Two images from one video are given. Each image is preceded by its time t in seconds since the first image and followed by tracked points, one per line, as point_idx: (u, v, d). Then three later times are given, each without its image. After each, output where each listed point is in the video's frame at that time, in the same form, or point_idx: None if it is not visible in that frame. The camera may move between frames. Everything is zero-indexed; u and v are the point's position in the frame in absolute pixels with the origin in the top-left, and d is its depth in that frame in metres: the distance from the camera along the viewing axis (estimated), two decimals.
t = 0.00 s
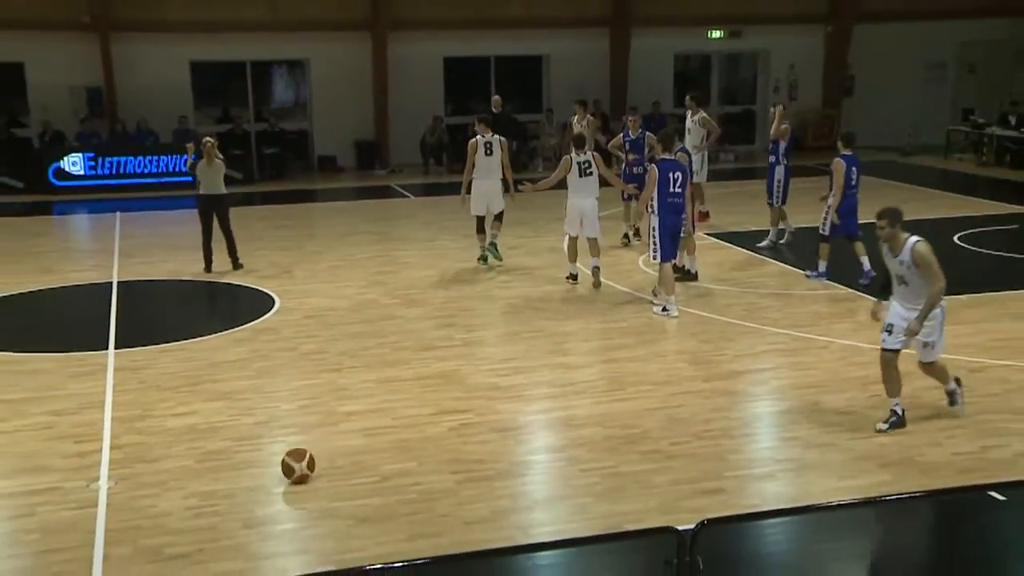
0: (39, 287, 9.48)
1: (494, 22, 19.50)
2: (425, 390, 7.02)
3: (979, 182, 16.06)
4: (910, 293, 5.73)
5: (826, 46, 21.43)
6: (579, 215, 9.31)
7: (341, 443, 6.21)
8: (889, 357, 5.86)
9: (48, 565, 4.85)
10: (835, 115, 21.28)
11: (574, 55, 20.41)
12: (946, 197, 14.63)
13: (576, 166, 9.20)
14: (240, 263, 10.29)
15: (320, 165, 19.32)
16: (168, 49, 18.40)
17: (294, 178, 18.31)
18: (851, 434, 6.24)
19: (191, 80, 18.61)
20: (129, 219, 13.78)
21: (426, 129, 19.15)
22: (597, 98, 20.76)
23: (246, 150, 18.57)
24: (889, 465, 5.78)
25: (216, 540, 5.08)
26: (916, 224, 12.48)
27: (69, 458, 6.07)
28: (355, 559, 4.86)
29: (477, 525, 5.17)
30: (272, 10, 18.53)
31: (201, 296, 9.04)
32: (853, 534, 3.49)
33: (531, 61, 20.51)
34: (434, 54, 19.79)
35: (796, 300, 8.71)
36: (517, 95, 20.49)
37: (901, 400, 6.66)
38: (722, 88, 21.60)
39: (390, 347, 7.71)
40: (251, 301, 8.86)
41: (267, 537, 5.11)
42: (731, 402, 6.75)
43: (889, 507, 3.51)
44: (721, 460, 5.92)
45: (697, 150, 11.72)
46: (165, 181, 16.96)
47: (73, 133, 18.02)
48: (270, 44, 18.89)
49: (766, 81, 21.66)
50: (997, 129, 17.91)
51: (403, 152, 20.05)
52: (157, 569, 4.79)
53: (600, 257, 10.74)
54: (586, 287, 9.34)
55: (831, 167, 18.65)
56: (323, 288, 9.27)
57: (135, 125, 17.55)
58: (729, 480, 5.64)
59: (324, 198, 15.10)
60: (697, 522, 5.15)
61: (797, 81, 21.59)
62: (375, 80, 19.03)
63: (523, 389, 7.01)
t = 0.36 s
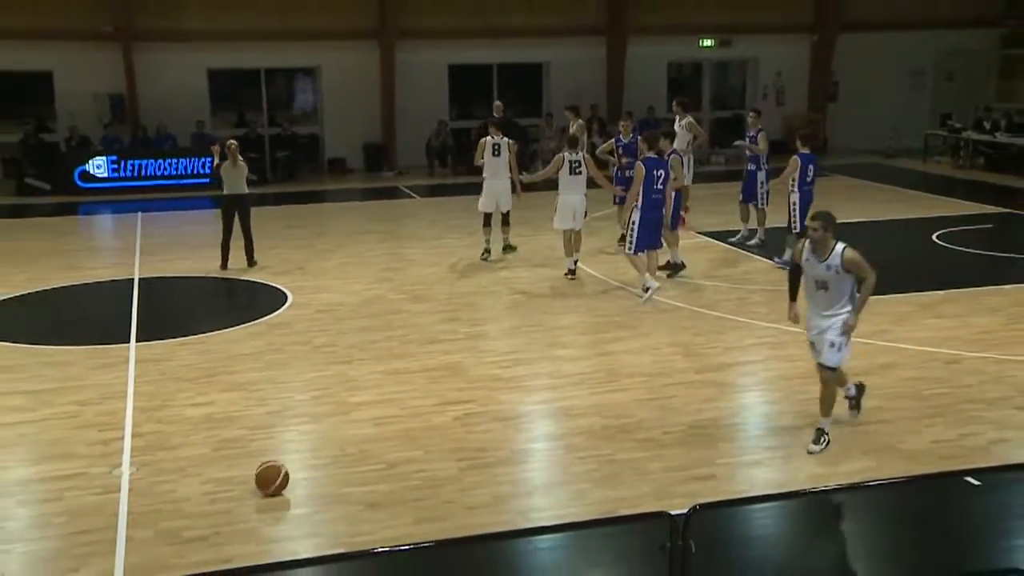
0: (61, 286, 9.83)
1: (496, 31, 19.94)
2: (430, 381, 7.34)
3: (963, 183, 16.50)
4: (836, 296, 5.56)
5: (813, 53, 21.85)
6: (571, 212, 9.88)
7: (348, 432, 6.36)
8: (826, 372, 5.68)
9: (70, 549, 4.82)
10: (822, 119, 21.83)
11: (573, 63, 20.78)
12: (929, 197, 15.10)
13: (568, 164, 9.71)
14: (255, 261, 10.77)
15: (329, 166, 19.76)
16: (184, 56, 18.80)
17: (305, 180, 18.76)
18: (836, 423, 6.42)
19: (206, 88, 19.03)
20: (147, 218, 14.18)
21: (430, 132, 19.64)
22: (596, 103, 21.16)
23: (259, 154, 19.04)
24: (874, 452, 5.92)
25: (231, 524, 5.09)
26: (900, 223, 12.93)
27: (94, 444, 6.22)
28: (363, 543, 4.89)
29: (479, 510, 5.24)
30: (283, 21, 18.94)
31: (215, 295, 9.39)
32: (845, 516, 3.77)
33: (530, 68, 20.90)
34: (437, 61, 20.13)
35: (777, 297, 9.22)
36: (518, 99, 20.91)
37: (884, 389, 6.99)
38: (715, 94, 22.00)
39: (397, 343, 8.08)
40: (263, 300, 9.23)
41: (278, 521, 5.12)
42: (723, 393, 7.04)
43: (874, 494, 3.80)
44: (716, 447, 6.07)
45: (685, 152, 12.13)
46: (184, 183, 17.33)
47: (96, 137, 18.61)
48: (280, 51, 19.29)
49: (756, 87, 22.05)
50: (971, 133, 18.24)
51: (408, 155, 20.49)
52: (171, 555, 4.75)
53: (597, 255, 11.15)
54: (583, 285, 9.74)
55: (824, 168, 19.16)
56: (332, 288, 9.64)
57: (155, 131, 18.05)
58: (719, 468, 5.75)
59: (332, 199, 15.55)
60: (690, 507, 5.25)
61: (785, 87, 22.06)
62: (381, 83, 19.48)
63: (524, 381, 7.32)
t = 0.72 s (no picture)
0: (62, 284, 9.84)
1: (494, 31, 19.97)
2: (429, 379, 7.33)
3: (961, 182, 16.49)
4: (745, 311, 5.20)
5: (812, 51, 21.86)
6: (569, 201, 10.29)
7: (348, 431, 6.35)
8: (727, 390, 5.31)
9: (71, 547, 4.83)
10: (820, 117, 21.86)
11: (573, 61, 20.79)
12: (929, 196, 15.10)
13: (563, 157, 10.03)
14: (255, 259, 10.79)
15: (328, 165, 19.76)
16: (183, 55, 18.80)
17: (305, 179, 18.73)
18: (836, 422, 6.39)
19: (205, 86, 19.02)
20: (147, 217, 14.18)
21: (430, 131, 19.62)
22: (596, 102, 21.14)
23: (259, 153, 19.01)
24: (873, 450, 5.91)
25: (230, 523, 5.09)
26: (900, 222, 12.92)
27: (93, 442, 6.21)
28: (364, 541, 4.89)
29: (479, 509, 5.24)
30: (285, 20, 18.98)
31: (215, 294, 9.39)
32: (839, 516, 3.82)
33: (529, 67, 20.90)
34: (437, 60, 20.12)
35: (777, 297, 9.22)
36: (517, 98, 20.90)
37: (884, 388, 6.98)
38: (714, 94, 21.99)
39: (396, 342, 8.07)
40: (263, 299, 9.23)
41: (277, 520, 5.11)
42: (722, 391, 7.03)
43: (870, 491, 3.87)
44: (715, 446, 6.07)
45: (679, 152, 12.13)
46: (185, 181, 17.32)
47: (96, 136, 18.61)
48: (281, 50, 19.28)
49: (755, 85, 22.04)
50: (970, 131, 18.23)
51: (407, 154, 20.46)
52: (167, 553, 4.75)
53: (597, 254, 11.15)
54: (582, 284, 9.73)
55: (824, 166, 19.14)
56: (332, 287, 9.63)
57: (156, 130, 18.07)
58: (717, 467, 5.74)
59: (331, 198, 15.54)
60: (688, 506, 5.23)
61: (784, 86, 22.06)
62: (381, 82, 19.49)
63: (524, 380, 7.31)
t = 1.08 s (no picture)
0: (61, 285, 9.84)
1: (494, 31, 19.99)
2: (428, 380, 7.33)
3: (959, 182, 16.50)
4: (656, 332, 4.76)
5: (810, 51, 21.88)
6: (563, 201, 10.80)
7: (347, 432, 6.35)
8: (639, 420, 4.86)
9: (70, 548, 4.82)
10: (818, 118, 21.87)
11: (571, 61, 20.80)
12: (927, 196, 15.11)
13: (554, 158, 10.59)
14: (254, 260, 10.79)
15: (327, 166, 19.78)
16: (182, 56, 18.80)
17: (304, 180, 18.73)
18: (834, 423, 6.39)
19: (203, 87, 19.02)
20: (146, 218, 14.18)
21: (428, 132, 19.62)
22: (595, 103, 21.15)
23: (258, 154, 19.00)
24: (873, 451, 5.91)
25: (228, 524, 5.09)
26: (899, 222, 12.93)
27: (92, 443, 6.21)
28: (364, 541, 4.89)
29: (478, 510, 5.23)
30: (285, 21, 18.99)
31: (214, 295, 9.40)
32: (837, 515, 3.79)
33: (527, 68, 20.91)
34: (435, 60, 20.12)
35: (775, 297, 9.23)
36: (516, 98, 20.90)
37: (883, 388, 6.98)
38: (712, 95, 22.01)
39: (395, 342, 8.07)
40: (262, 300, 9.23)
41: (276, 521, 5.11)
42: (722, 391, 7.04)
43: (868, 491, 3.89)
44: (714, 446, 6.07)
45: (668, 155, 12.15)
46: (184, 182, 17.32)
47: (95, 137, 18.61)
48: (281, 52, 19.30)
49: (753, 85, 22.05)
50: (969, 131, 18.23)
51: (406, 155, 20.47)
52: (165, 554, 4.75)
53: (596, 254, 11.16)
54: (581, 285, 9.74)
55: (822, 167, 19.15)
56: (330, 288, 9.64)
57: (154, 131, 18.08)
58: (716, 468, 5.74)
59: (330, 198, 15.54)
60: (687, 506, 5.22)
61: (782, 87, 22.08)
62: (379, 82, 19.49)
63: (523, 380, 7.31)
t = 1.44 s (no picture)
0: (59, 285, 9.84)
1: (492, 31, 20.00)
2: (426, 380, 7.34)
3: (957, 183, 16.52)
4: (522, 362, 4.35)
5: (809, 51, 21.88)
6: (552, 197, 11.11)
7: (346, 433, 6.36)
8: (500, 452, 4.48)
9: (68, 549, 4.82)
10: (816, 119, 21.88)
11: (568, 63, 20.80)
12: (926, 197, 15.13)
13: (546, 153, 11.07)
14: (252, 261, 10.80)
15: (325, 167, 19.80)
16: (180, 57, 18.79)
17: (303, 181, 18.74)
18: (832, 423, 6.39)
19: (201, 88, 19.01)
20: (144, 218, 14.17)
21: (427, 133, 19.63)
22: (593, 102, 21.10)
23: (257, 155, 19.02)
24: (869, 451, 5.92)
25: (227, 524, 5.08)
26: (896, 222, 12.96)
27: (90, 444, 6.21)
28: (362, 542, 4.89)
29: (477, 511, 5.24)
30: (284, 21, 19.01)
31: (213, 295, 9.41)
32: (839, 515, 3.81)
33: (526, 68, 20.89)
34: (434, 62, 20.13)
35: (773, 298, 9.25)
36: (514, 99, 20.91)
37: (881, 389, 6.99)
38: (710, 96, 22.02)
39: (394, 343, 8.08)
40: (260, 300, 9.24)
41: (275, 522, 5.11)
42: (720, 391, 7.05)
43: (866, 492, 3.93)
44: (711, 446, 6.08)
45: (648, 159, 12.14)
46: (182, 183, 17.31)
47: (93, 137, 18.61)
48: (280, 54, 19.31)
49: (752, 87, 22.07)
50: (967, 133, 18.25)
51: (404, 155, 20.46)
52: (163, 555, 4.75)
53: (594, 254, 11.18)
54: (580, 285, 9.76)
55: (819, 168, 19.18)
56: (329, 288, 9.66)
57: (152, 131, 18.08)
58: (714, 468, 5.74)
59: (329, 199, 15.55)
60: (685, 507, 5.22)
61: (780, 88, 22.09)
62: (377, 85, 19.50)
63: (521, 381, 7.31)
